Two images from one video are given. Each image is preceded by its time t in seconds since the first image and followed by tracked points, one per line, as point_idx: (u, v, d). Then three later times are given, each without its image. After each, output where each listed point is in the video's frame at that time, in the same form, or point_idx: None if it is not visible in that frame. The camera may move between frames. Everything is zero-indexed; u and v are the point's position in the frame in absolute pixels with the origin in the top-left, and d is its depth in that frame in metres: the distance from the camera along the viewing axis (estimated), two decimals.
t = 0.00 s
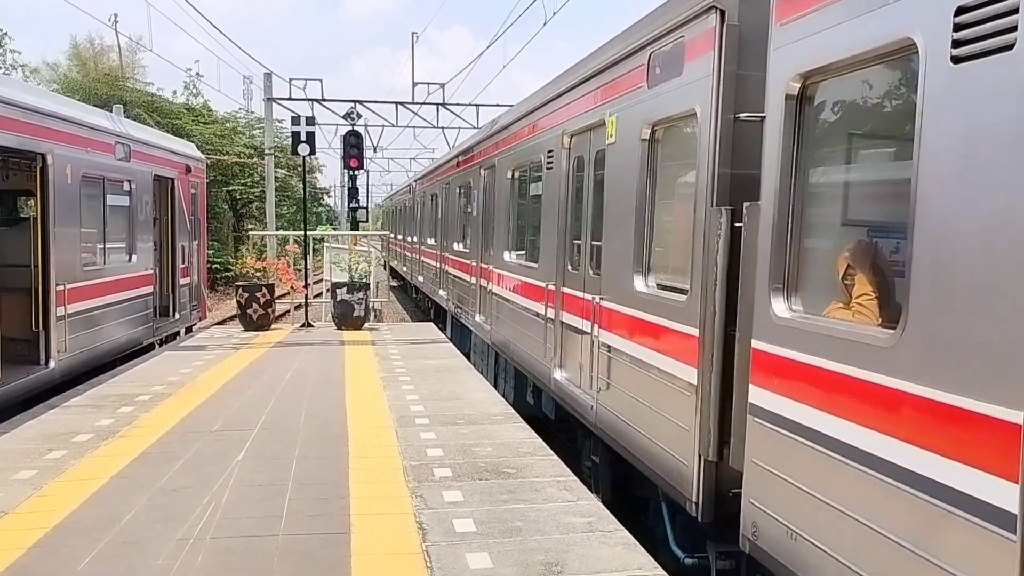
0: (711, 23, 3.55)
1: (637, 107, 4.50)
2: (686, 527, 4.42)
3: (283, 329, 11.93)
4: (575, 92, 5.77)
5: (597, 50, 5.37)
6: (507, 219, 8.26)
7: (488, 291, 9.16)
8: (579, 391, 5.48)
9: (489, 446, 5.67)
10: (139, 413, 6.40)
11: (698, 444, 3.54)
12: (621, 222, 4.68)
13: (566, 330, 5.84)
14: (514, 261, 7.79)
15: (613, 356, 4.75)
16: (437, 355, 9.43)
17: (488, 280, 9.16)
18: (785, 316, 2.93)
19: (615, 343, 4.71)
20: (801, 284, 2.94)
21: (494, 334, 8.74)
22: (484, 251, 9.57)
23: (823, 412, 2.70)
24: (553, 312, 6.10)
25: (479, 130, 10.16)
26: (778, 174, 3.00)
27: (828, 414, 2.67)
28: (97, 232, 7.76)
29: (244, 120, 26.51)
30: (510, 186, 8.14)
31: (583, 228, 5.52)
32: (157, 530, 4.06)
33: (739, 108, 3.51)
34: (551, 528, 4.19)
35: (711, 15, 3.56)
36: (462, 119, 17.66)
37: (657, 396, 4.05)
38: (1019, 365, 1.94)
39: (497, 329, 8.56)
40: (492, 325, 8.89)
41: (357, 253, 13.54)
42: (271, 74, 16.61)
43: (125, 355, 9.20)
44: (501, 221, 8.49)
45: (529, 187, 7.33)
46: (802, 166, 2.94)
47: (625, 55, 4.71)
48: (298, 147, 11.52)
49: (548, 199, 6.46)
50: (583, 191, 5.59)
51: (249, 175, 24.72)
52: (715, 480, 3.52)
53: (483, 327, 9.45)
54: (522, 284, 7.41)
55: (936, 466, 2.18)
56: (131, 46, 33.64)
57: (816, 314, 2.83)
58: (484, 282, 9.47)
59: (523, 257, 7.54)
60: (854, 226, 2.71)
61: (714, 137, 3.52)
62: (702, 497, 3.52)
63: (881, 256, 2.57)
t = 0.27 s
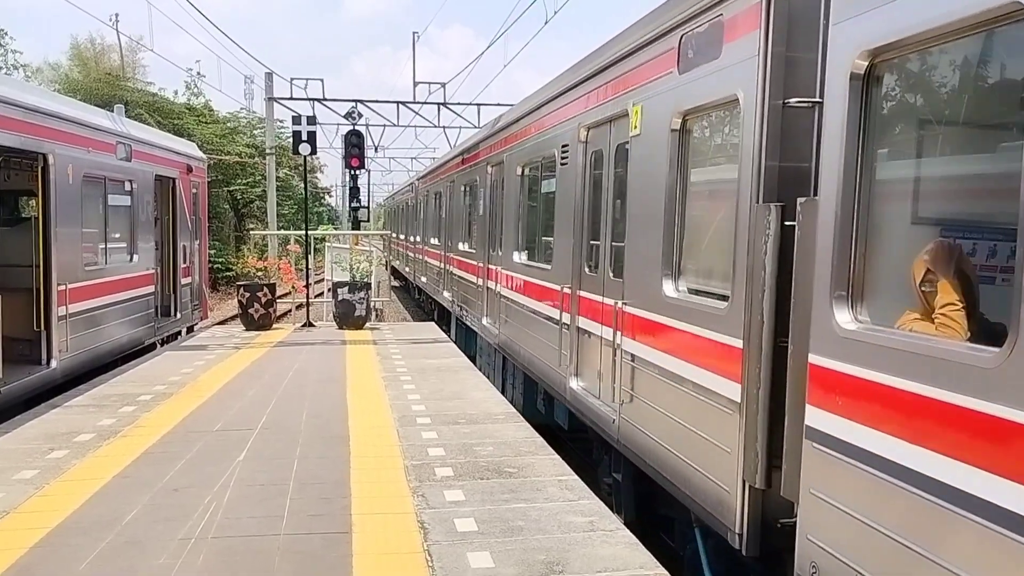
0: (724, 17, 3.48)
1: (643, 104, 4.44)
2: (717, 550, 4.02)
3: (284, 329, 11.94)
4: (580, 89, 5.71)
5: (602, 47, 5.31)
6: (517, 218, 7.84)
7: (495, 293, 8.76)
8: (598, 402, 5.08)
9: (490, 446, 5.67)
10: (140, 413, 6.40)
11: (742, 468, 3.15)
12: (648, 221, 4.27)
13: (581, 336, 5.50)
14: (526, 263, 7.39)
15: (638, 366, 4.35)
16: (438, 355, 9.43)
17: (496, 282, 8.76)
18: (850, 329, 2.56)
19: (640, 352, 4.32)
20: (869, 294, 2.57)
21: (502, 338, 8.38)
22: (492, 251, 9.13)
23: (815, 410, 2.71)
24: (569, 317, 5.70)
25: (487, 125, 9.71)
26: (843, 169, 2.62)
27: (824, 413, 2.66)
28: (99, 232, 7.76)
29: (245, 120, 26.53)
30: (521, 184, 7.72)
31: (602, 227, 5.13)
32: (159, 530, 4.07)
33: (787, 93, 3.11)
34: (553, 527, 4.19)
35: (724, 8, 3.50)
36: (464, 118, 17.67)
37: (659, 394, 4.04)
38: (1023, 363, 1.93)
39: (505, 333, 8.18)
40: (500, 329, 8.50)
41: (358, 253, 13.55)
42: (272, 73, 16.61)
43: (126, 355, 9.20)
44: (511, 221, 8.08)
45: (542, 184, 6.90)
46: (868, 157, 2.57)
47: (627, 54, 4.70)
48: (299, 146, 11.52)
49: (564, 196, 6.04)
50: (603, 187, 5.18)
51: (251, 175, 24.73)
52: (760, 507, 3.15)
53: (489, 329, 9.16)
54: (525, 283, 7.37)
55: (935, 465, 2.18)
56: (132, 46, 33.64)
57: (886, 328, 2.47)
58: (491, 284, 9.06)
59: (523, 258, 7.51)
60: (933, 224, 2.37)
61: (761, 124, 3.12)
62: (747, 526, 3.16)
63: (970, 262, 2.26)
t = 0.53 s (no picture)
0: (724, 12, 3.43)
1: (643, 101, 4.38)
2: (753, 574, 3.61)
3: (281, 328, 11.93)
4: (580, 87, 5.64)
5: (601, 44, 5.25)
6: (524, 217, 7.31)
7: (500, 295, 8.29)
8: (624, 420, 4.57)
9: (488, 444, 5.67)
10: (137, 413, 6.39)
11: (812, 511, 2.65)
12: (683, 219, 3.76)
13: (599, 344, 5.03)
14: (534, 263, 6.90)
15: (670, 383, 3.87)
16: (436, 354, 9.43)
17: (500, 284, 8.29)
18: (959, 350, 2.13)
19: (673, 367, 3.83)
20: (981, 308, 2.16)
21: (506, 342, 7.95)
22: (497, 251, 8.62)
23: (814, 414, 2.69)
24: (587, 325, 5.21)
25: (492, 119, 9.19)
26: (949, 161, 2.19)
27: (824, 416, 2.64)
28: (95, 231, 7.75)
29: (241, 119, 26.50)
30: (529, 180, 7.18)
31: (625, 226, 4.65)
32: (156, 529, 4.06)
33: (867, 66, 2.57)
34: (550, 526, 4.19)
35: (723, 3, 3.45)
36: (461, 118, 17.67)
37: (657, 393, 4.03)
38: None
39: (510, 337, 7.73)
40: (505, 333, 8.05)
41: (355, 252, 13.54)
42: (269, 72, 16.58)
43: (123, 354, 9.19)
44: (517, 220, 7.58)
45: (553, 180, 6.39)
46: (980, 145, 2.17)
47: (623, 52, 4.71)
48: (296, 145, 11.51)
49: (580, 192, 5.52)
50: (625, 183, 4.68)
51: (248, 174, 24.70)
52: (834, 556, 2.64)
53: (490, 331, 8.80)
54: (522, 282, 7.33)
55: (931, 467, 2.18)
56: (129, 46, 33.61)
57: (1003, 348, 2.08)
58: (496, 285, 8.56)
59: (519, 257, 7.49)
60: None
61: (830, 106, 2.62)
62: None
63: None
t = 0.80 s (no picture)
0: (723, 12, 3.41)
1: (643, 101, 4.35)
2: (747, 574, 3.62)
3: (280, 327, 11.92)
4: (580, 85, 5.59)
5: (601, 43, 5.21)
6: (533, 216, 6.83)
7: (506, 298, 7.85)
8: (651, 439, 4.13)
9: (487, 444, 5.67)
10: (136, 412, 6.39)
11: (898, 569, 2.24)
12: (723, 216, 3.33)
13: (619, 354, 4.61)
14: (546, 264, 6.44)
15: (706, 402, 3.44)
16: (435, 353, 9.44)
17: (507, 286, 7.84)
18: None
19: (711, 384, 3.39)
20: None
21: (512, 347, 7.55)
22: (503, 251, 8.15)
23: (814, 416, 2.68)
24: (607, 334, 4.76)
25: (498, 113, 8.71)
26: None
27: (823, 419, 2.63)
28: (94, 230, 7.75)
29: (240, 118, 26.48)
30: (539, 176, 6.70)
31: (653, 225, 4.20)
32: (154, 528, 4.06)
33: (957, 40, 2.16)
34: (548, 525, 4.19)
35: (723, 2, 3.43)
36: (460, 117, 17.66)
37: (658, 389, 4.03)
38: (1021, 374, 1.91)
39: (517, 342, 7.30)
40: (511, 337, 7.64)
41: (354, 251, 13.54)
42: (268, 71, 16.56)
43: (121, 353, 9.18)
44: (524, 219, 7.11)
45: (567, 177, 5.92)
46: None
47: (620, 52, 4.71)
48: (295, 144, 11.50)
49: (598, 188, 5.06)
50: (652, 178, 4.23)
51: (247, 173, 24.69)
52: None
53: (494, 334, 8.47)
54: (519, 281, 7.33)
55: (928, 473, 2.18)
56: (128, 45, 33.61)
57: None
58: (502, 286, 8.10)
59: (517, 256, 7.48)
60: None
61: (917, 85, 2.20)
62: None
63: None
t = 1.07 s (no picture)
0: (726, 10, 3.46)
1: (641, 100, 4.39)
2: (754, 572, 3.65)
3: (280, 326, 11.91)
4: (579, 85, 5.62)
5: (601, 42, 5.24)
6: (544, 215, 6.43)
7: (514, 300, 7.49)
8: (683, 460, 3.81)
9: (487, 443, 5.67)
10: (136, 411, 6.38)
11: None
12: (781, 214, 3.02)
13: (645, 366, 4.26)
14: (559, 267, 6.05)
15: (753, 422, 3.16)
16: (436, 352, 9.44)
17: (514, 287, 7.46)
18: None
19: (760, 402, 3.10)
20: None
21: (520, 352, 7.22)
22: (512, 251, 7.76)
23: (824, 418, 2.73)
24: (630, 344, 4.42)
25: (506, 108, 8.34)
26: None
27: (835, 421, 2.68)
28: (94, 229, 7.74)
29: (239, 117, 26.45)
30: (552, 172, 6.31)
31: (685, 224, 3.84)
32: (155, 527, 4.06)
33: None
34: (549, 524, 4.19)
35: (726, 1, 3.47)
36: (460, 116, 17.64)
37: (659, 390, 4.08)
38: None
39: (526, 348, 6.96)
40: (519, 342, 7.31)
41: (354, 249, 13.53)
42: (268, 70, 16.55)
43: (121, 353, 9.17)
44: (535, 218, 6.71)
45: (583, 173, 5.53)
46: None
47: (621, 51, 4.72)
48: (295, 143, 11.50)
49: (621, 184, 4.68)
50: (684, 172, 3.87)
51: (246, 172, 24.68)
52: None
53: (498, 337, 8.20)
54: (519, 281, 7.34)
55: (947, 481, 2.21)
56: (128, 44, 33.60)
57: None
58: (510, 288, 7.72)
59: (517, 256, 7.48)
60: None
61: None
62: None
63: None
